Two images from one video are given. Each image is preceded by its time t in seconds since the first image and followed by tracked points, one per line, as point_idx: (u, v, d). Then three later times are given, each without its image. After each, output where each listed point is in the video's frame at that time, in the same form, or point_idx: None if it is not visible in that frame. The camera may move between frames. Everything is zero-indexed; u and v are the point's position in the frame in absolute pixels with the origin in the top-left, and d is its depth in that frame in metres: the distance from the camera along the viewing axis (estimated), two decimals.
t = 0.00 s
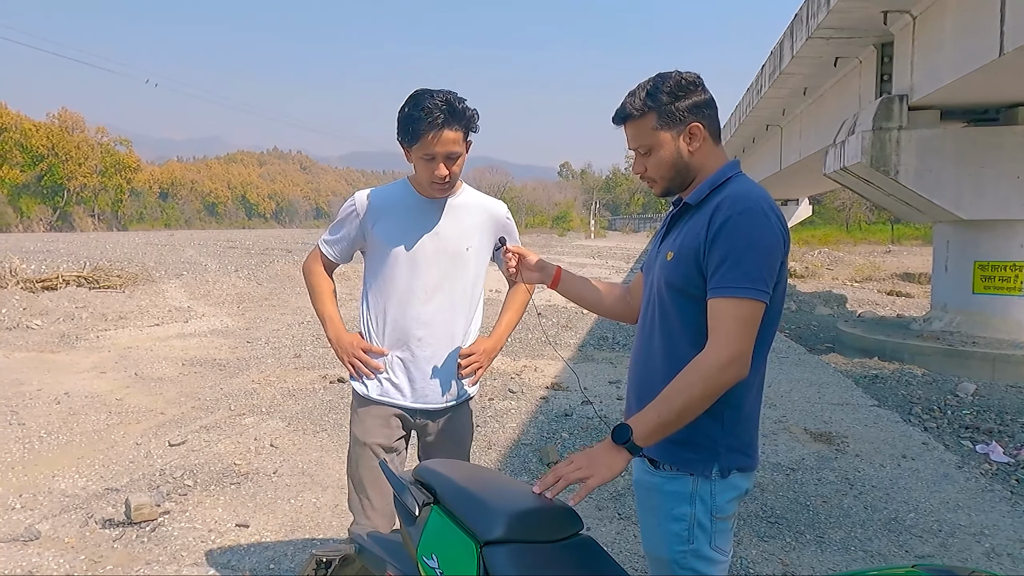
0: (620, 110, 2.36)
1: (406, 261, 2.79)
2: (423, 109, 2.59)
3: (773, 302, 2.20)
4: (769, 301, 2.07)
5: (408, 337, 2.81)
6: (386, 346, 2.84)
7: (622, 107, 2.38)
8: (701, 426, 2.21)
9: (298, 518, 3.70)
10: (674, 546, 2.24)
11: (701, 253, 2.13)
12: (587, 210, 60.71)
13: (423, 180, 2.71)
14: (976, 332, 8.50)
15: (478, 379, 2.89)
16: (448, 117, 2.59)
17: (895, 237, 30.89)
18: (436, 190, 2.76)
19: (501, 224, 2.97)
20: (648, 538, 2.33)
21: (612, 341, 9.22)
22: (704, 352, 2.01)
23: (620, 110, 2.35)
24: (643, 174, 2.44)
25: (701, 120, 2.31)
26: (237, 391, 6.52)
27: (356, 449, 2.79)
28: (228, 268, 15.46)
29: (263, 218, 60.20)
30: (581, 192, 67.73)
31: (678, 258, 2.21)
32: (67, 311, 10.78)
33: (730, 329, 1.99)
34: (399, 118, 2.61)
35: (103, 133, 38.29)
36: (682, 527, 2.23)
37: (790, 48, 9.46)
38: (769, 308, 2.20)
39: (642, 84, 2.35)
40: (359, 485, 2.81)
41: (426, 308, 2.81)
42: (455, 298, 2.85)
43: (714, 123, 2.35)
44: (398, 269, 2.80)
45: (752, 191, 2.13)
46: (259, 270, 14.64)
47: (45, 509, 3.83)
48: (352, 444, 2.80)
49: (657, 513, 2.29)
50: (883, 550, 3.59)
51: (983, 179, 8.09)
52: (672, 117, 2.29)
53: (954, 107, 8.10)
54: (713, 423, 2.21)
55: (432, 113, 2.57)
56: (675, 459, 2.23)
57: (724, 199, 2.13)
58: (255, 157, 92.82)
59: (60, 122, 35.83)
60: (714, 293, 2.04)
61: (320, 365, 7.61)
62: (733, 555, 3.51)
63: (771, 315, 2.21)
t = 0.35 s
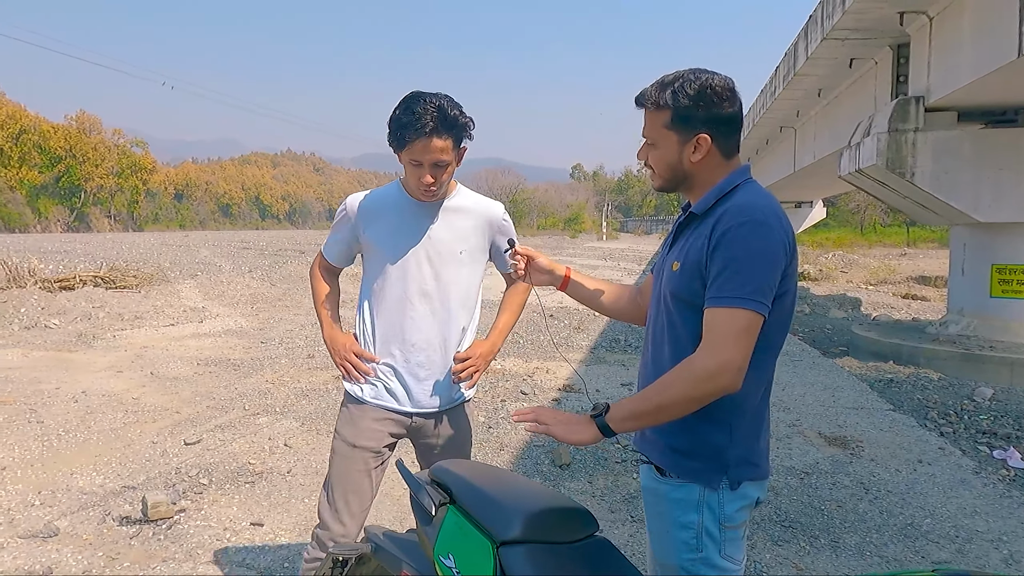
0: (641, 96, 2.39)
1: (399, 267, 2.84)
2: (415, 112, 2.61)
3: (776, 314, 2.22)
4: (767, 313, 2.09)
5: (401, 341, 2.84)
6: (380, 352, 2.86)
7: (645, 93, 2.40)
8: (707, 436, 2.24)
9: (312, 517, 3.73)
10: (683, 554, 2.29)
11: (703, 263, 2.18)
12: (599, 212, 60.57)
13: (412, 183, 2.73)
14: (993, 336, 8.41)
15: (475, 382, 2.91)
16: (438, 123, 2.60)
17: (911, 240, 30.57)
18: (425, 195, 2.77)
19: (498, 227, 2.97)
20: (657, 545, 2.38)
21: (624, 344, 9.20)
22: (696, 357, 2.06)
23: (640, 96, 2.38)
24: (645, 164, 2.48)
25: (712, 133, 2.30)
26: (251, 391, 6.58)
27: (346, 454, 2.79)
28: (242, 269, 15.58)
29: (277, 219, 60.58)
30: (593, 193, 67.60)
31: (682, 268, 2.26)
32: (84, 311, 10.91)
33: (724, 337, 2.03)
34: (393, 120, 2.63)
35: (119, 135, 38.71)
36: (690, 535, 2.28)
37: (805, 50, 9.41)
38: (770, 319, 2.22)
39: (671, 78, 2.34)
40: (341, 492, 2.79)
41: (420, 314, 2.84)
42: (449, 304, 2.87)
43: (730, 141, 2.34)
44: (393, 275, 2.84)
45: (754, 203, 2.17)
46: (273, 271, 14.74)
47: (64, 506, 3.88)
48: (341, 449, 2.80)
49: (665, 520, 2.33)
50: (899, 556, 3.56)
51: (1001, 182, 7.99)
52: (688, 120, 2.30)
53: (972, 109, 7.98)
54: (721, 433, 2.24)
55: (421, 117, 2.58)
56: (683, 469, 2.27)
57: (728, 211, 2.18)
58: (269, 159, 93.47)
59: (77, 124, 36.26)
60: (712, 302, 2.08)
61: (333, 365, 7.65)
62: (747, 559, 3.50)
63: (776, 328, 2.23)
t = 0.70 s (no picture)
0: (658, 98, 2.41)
1: (355, 269, 2.78)
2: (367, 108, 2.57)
3: (784, 317, 2.20)
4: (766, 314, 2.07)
5: (367, 347, 2.81)
6: (345, 360, 2.82)
7: (662, 94, 2.41)
8: (716, 438, 2.27)
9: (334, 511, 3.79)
10: (692, 555, 2.34)
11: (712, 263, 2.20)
12: (619, 211, 60.31)
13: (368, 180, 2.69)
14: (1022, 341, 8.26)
15: (442, 381, 2.97)
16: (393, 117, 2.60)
17: (938, 242, 30.06)
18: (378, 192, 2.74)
19: (449, 217, 2.99)
20: (670, 545, 2.43)
21: (643, 344, 9.16)
22: (685, 351, 2.09)
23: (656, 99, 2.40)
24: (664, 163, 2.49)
25: (729, 132, 2.28)
26: (274, 386, 6.66)
27: (320, 463, 2.78)
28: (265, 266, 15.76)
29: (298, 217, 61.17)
30: (614, 193, 67.33)
31: (695, 267, 2.29)
32: (111, 305, 11.12)
33: (713, 335, 2.05)
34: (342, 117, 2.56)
35: (146, 133, 39.36)
36: (700, 537, 2.32)
37: (830, 48, 9.28)
38: (779, 323, 2.20)
39: (687, 78, 2.34)
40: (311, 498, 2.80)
41: (383, 315, 2.81)
42: (411, 301, 2.87)
43: (750, 139, 2.31)
44: (351, 278, 2.78)
45: (765, 203, 2.16)
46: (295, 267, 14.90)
47: (92, 496, 3.97)
48: (313, 458, 2.79)
49: (675, 521, 2.38)
50: (923, 562, 3.51)
51: None
52: (703, 120, 2.29)
53: (1003, 108, 7.81)
54: (732, 436, 2.26)
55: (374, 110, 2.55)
56: (692, 471, 2.31)
57: (739, 211, 2.20)
58: (291, 157, 94.41)
59: (106, 122, 36.90)
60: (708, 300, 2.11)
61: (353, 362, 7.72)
62: (766, 562, 3.48)
63: (787, 332, 2.22)
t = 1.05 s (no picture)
0: (685, 85, 2.37)
1: (335, 258, 2.77)
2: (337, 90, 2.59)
3: (810, 312, 2.19)
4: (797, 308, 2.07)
5: (351, 334, 2.81)
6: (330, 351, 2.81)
7: (689, 82, 2.39)
8: (732, 433, 2.26)
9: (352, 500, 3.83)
10: (702, 550, 2.34)
11: (742, 253, 2.19)
12: (636, 206, 60.01)
13: (344, 165, 2.69)
14: None
15: (422, 363, 3.07)
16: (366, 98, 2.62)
17: (961, 239, 29.59)
18: (355, 179, 2.74)
19: (420, 201, 3.05)
20: (678, 540, 2.43)
21: (660, 339, 9.12)
22: (713, 339, 2.08)
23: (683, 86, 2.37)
24: (687, 154, 2.46)
25: (758, 121, 2.28)
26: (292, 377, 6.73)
27: (314, 455, 2.79)
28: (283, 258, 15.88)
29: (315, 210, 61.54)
30: (631, 187, 66.99)
31: (720, 258, 2.28)
32: (133, 296, 11.26)
33: (747, 323, 2.04)
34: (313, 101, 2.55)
35: (167, 126, 39.78)
36: (710, 532, 2.32)
37: (853, 41, 9.15)
38: (803, 320, 2.19)
39: (717, 65, 2.32)
40: (307, 491, 2.81)
41: (366, 303, 2.83)
42: (390, 287, 2.91)
43: (779, 129, 2.30)
44: (332, 267, 2.77)
45: (797, 194, 2.15)
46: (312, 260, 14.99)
47: (116, 483, 4.05)
48: (306, 451, 2.79)
49: (685, 516, 2.38)
50: (943, 561, 3.48)
51: None
52: (733, 108, 2.28)
53: None
54: (747, 431, 2.25)
55: (348, 94, 2.56)
56: (705, 467, 2.29)
57: (771, 201, 2.18)
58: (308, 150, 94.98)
59: (127, 115, 37.34)
60: (741, 288, 2.09)
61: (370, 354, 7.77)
62: (782, 558, 3.47)
63: (813, 327, 2.22)
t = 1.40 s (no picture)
0: (691, 81, 2.39)
1: (352, 261, 2.79)
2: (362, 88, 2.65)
3: (823, 315, 2.18)
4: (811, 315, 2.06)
5: (367, 335, 2.82)
6: (347, 353, 2.82)
7: (695, 78, 2.40)
8: (741, 438, 2.25)
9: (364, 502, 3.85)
10: (712, 554, 2.34)
11: (751, 258, 2.18)
12: (647, 208, 59.88)
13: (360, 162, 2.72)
14: None
15: (434, 368, 3.09)
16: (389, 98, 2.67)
17: (976, 241, 29.29)
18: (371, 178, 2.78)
19: (430, 206, 3.09)
20: (687, 542, 2.43)
21: (671, 342, 9.09)
22: (731, 352, 2.07)
23: (689, 82, 2.39)
24: (694, 151, 2.47)
25: (764, 116, 2.27)
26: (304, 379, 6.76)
27: (330, 456, 2.81)
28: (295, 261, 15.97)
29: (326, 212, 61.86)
30: (641, 190, 66.84)
31: (727, 262, 2.27)
32: (147, 299, 11.37)
33: (761, 333, 2.03)
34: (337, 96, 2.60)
35: (180, 130, 40.11)
36: (719, 535, 2.32)
37: (866, 42, 9.08)
38: (816, 323, 2.18)
39: (722, 61, 2.33)
40: (322, 492, 2.82)
41: (382, 305, 2.84)
42: (403, 289, 2.93)
43: (784, 126, 2.29)
44: (349, 270, 2.79)
45: (805, 197, 2.14)
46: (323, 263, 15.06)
47: (130, 483, 4.08)
48: (321, 452, 2.81)
49: (694, 519, 2.38)
50: (959, 567, 3.44)
51: None
52: (737, 104, 2.28)
53: None
54: (753, 434, 2.25)
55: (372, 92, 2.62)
56: (714, 471, 2.29)
57: (779, 204, 2.17)
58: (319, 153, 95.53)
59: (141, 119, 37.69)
60: (753, 297, 2.08)
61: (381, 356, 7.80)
62: (795, 562, 3.45)
63: (825, 330, 2.20)
